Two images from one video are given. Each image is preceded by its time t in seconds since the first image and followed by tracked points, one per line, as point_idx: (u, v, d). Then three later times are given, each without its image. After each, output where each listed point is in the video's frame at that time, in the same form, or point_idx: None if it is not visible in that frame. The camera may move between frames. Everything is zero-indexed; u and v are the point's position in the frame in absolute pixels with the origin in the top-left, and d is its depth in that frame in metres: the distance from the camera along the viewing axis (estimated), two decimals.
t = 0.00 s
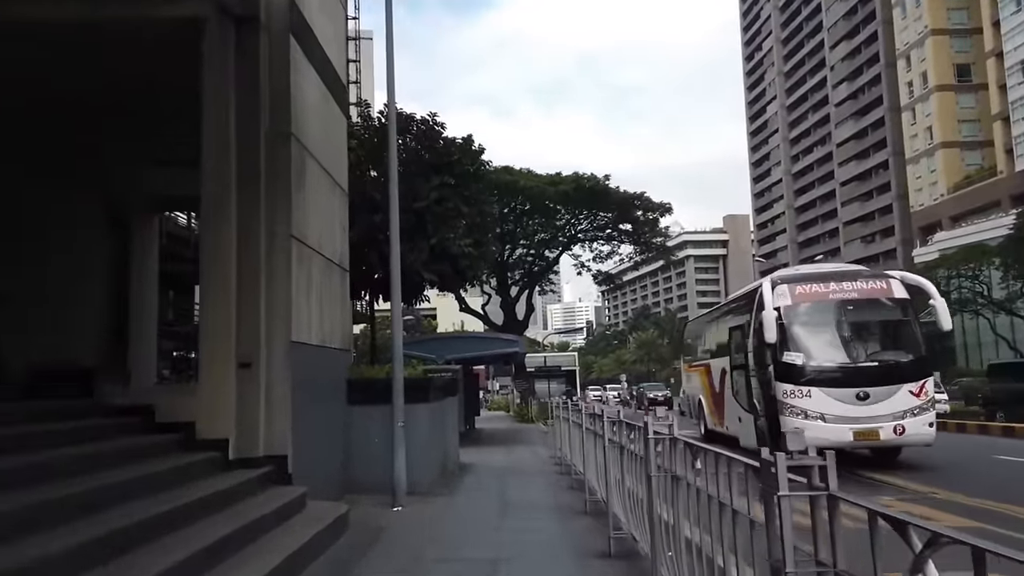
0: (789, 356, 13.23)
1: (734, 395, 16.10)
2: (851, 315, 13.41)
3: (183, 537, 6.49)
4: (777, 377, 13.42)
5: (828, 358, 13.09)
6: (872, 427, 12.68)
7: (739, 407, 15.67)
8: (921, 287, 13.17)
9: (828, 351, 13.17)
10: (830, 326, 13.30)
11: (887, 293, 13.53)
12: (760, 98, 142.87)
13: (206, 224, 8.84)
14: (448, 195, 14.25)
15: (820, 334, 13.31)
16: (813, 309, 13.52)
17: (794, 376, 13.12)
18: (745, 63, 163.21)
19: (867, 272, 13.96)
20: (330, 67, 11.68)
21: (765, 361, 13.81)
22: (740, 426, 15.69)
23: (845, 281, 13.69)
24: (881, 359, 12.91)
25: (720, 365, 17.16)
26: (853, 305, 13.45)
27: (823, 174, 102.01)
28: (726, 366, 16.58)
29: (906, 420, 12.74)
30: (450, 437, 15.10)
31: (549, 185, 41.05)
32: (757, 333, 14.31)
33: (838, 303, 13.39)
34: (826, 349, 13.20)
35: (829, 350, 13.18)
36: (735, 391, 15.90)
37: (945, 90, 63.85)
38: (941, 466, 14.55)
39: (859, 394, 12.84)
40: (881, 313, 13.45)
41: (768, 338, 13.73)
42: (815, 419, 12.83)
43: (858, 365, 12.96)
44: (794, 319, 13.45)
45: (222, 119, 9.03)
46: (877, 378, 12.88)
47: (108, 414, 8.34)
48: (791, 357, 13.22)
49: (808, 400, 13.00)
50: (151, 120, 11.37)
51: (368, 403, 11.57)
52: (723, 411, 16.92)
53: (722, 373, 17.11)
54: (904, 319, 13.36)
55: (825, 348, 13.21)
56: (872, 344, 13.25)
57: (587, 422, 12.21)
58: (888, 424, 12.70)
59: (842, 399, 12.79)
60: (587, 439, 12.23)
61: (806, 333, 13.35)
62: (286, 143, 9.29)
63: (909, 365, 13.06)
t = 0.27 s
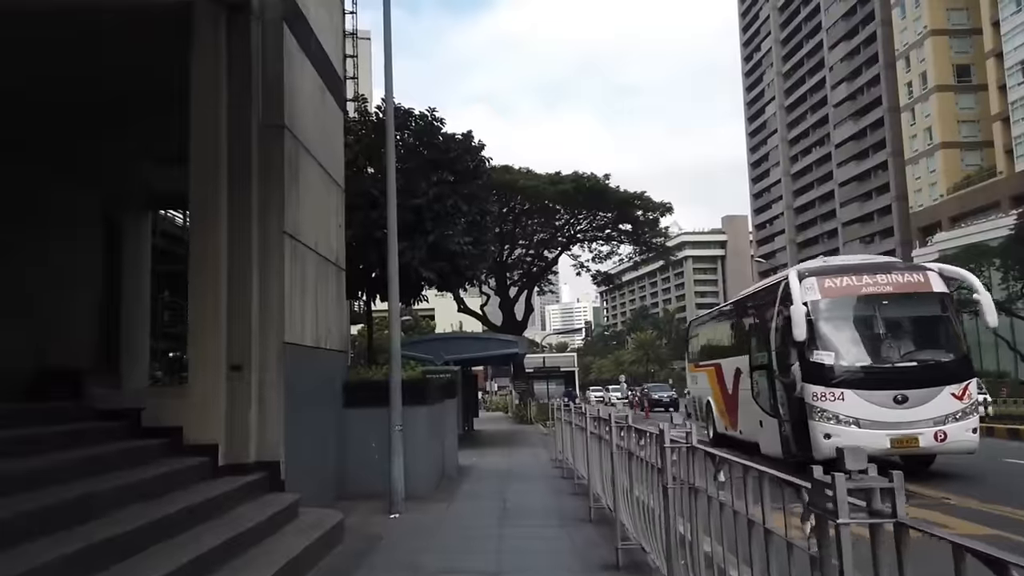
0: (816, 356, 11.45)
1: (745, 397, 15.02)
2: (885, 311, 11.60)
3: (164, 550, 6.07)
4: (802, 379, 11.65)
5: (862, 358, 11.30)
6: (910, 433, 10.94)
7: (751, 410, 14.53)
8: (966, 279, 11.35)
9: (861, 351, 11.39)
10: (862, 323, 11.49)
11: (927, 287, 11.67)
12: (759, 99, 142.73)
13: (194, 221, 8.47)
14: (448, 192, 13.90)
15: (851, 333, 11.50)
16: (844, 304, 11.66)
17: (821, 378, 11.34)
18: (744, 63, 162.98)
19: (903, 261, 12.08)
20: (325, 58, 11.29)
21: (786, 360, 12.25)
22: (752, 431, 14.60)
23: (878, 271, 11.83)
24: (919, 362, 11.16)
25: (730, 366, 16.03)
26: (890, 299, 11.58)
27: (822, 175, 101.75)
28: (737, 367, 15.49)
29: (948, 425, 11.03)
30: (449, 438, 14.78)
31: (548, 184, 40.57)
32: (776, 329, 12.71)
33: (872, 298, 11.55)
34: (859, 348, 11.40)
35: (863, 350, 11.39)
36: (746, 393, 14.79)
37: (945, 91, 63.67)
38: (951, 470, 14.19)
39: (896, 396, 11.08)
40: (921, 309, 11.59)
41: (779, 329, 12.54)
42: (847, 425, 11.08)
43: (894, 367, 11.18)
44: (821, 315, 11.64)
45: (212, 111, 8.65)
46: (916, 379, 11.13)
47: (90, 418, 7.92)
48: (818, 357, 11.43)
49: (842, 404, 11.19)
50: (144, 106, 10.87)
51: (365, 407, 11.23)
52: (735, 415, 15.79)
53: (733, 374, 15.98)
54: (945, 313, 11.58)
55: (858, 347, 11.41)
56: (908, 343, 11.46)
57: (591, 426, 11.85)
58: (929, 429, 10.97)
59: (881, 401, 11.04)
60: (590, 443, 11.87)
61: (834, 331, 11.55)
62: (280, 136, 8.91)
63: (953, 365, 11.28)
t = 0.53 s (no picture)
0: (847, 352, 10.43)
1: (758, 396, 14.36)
2: (923, 304, 10.54)
3: (141, 560, 5.69)
4: (831, 378, 10.63)
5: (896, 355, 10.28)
6: (950, 438, 9.87)
7: (765, 410, 13.86)
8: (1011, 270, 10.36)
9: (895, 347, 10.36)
10: (898, 318, 10.47)
11: (966, 278, 10.66)
12: (758, 99, 142.48)
13: (177, 212, 8.04)
14: (444, 185, 13.59)
15: (885, 327, 10.46)
16: (878, 298, 10.60)
17: (853, 377, 10.30)
18: (742, 63, 162.70)
19: (939, 251, 11.09)
20: (316, 45, 10.91)
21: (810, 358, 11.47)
22: (767, 432, 13.92)
23: (913, 260, 10.79)
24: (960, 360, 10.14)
25: (743, 363, 15.37)
26: (927, 292, 10.54)
27: (820, 175, 101.50)
28: (751, 364, 14.81)
29: (991, 429, 9.95)
30: (446, 438, 14.43)
31: (546, 181, 40.14)
32: (802, 324, 11.85)
33: (908, 290, 10.51)
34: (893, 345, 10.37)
35: (897, 346, 10.36)
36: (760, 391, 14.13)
37: (944, 90, 63.31)
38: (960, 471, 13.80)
39: (934, 398, 10.01)
40: (959, 301, 10.60)
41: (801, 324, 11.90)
42: (881, 428, 10.01)
43: (931, 366, 10.12)
44: (852, 308, 10.61)
45: (195, 97, 8.21)
46: (956, 379, 10.06)
47: (67, 417, 7.53)
48: (850, 354, 10.41)
49: (875, 406, 10.11)
50: (127, 100, 10.62)
51: (357, 406, 10.89)
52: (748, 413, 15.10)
53: (746, 371, 15.28)
54: (983, 308, 10.62)
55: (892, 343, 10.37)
56: (944, 340, 10.45)
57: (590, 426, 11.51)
58: (971, 434, 9.89)
59: (917, 402, 9.99)
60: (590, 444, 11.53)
61: (867, 325, 10.51)
62: (267, 125, 8.58)
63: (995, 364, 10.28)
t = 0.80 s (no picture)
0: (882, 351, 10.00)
1: (774, 396, 13.96)
2: (960, 298, 10.03)
3: (118, 570, 5.34)
4: (862, 381, 10.21)
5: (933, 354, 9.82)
6: (994, 445, 9.39)
7: (783, 412, 13.44)
8: None
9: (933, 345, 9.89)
10: (933, 313, 9.99)
11: (1008, 271, 10.07)
12: (757, 96, 141.95)
13: (160, 206, 7.69)
14: (441, 178, 13.27)
15: (918, 324, 10.02)
16: (911, 292, 10.12)
17: (886, 380, 9.87)
18: (741, 60, 162.42)
19: (979, 243, 10.52)
20: (307, 33, 10.54)
21: (837, 358, 11.12)
22: (784, 435, 13.51)
23: (950, 252, 10.27)
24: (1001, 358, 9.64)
25: (758, 361, 14.95)
26: (964, 286, 10.01)
27: (820, 171, 101.22)
28: (766, 362, 14.40)
29: None
30: (444, 438, 14.09)
31: (545, 178, 39.77)
32: (829, 321, 11.49)
33: (943, 284, 10.01)
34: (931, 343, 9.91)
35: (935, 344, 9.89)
36: (778, 392, 13.72)
37: (944, 86, 62.91)
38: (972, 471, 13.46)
39: (976, 402, 9.54)
40: (1002, 296, 10.02)
41: (826, 320, 11.58)
42: (917, 435, 9.56)
43: (970, 366, 9.66)
44: (885, 304, 10.15)
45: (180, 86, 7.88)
46: (998, 381, 9.56)
47: (45, 418, 7.17)
48: (883, 354, 9.97)
49: (911, 412, 9.67)
50: (126, 101, 10.04)
51: (351, 406, 10.54)
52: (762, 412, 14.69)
53: (761, 369, 14.87)
54: None
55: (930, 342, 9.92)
56: (984, 338, 9.93)
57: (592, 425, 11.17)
58: (1015, 441, 9.42)
59: (957, 407, 9.54)
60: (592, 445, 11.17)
61: (900, 322, 10.06)
62: (255, 115, 8.21)
63: None
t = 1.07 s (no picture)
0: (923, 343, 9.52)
1: (797, 393, 13.58)
2: (1004, 284, 9.70)
3: (104, 573, 5.00)
4: (901, 376, 9.73)
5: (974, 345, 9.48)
6: None
7: (807, 410, 13.08)
8: None
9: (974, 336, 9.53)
10: (977, 300, 9.63)
11: None
12: (759, 93, 141.33)
13: (151, 192, 7.37)
14: (444, 168, 12.93)
15: (960, 312, 9.62)
16: (954, 278, 9.73)
17: (928, 375, 9.41)
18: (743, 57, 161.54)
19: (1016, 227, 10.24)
20: (305, 15, 10.18)
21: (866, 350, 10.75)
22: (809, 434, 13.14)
23: (992, 236, 9.93)
24: None
25: (777, 357, 14.59)
26: (1010, 271, 9.70)
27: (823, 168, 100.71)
28: (787, 358, 14.04)
29: None
30: (447, 434, 13.73)
31: (548, 173, 39.34)
32: (858, 312, 11.03)
33: (988, 269, 9.68)
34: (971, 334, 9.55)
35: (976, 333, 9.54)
36: (801, 388, 13.37)
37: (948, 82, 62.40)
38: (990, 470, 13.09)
39: None
40: None
41: (856, 311, 11.15)
42: (964, 434, 9.15)
43: (1014, 359, 9.36)
44: (926, 291, 9.70)
45: (172, 66, 7.56)
46: None
47: (29, 413, 6.83)
48: (923, 345, 9.52)
49: (956, 409, 9.25)
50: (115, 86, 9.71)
51: (350, 402, 10.21)
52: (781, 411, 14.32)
53: (780, 365, 14.51)
54: None
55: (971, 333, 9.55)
56: None
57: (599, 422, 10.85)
58: None
59: (1004, 403, 9.19)
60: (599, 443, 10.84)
61: (938, 312, 9.64)
62: (250, 98, 7.88)
63: None
